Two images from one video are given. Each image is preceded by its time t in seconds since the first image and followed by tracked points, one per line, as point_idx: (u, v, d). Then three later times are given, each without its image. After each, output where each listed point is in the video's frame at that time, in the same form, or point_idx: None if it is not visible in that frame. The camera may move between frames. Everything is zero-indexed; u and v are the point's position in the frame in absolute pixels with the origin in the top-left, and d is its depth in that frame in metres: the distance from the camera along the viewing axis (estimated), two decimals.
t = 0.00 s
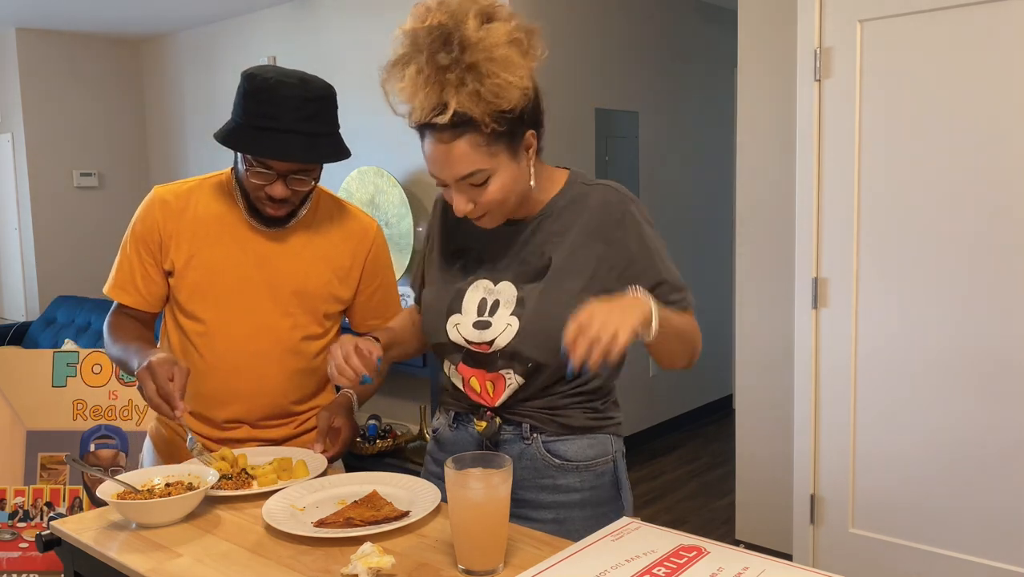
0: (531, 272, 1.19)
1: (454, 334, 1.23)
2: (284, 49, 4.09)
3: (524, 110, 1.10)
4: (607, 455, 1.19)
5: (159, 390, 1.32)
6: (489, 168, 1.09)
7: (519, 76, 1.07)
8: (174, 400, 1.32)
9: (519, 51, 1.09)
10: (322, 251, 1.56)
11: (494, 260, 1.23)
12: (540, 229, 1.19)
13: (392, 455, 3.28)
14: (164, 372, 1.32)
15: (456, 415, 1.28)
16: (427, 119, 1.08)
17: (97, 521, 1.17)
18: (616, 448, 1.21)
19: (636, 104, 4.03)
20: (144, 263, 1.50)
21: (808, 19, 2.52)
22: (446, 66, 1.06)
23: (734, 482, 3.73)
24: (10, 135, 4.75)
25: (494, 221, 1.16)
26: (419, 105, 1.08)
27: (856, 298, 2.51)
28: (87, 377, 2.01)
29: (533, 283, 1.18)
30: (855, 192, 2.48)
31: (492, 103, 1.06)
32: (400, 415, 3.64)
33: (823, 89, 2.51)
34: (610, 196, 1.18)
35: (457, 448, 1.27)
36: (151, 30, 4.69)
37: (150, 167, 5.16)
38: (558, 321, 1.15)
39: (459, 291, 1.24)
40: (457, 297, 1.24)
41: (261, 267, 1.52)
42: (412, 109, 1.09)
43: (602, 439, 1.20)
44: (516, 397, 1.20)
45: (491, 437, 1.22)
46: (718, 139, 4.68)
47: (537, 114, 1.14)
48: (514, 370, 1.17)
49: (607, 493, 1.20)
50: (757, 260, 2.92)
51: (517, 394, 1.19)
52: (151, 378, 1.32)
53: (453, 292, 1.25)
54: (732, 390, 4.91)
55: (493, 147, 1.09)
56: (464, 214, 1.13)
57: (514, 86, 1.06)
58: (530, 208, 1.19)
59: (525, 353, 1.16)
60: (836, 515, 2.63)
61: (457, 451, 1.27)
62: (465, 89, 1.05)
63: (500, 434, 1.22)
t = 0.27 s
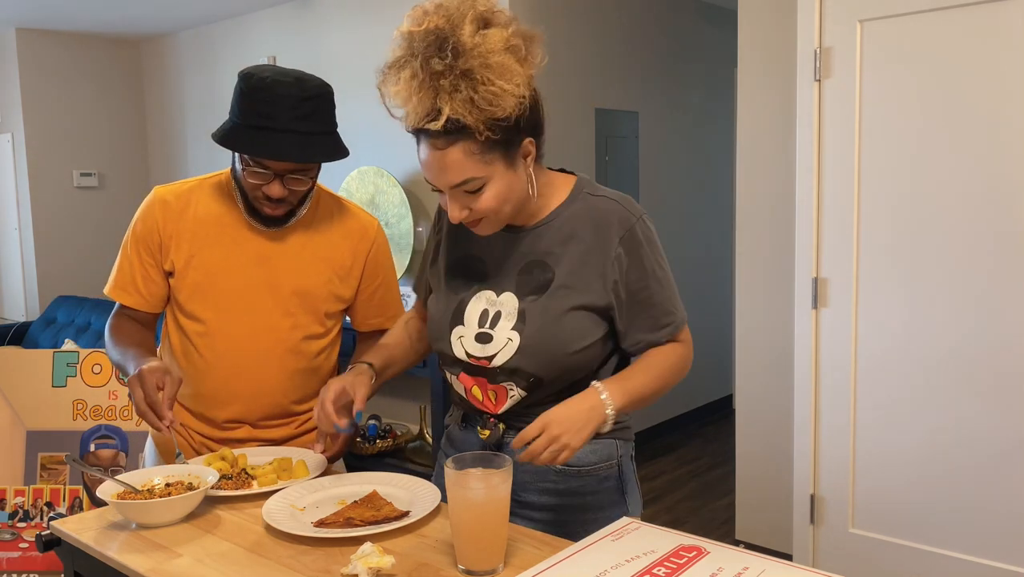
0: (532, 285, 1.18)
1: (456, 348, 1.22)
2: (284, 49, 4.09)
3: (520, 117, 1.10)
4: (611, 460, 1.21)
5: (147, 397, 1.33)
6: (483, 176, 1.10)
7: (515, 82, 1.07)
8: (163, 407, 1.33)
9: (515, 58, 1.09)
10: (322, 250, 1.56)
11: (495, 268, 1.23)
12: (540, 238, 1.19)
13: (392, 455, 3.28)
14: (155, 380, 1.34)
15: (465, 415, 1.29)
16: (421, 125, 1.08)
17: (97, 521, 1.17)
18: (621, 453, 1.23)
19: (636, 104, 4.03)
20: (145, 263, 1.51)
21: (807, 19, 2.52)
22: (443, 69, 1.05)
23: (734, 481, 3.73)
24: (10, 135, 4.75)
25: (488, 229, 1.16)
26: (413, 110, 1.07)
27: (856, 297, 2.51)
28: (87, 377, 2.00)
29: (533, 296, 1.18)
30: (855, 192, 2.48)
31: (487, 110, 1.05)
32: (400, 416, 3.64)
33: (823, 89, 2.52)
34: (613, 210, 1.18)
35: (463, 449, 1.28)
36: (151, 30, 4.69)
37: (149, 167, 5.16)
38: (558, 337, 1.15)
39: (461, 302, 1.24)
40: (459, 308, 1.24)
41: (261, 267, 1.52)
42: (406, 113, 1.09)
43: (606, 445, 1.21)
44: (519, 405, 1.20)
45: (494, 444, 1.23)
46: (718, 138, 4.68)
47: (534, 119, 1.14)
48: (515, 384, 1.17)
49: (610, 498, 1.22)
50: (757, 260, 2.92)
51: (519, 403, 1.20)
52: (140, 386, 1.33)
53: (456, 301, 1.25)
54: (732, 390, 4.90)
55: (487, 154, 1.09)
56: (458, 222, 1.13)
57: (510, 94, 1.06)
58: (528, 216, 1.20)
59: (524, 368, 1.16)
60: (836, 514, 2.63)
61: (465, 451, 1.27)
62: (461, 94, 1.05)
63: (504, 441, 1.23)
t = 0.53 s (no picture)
0: (532, 283, 1.18)
1: (460, 353, 1.21)
2: (284, 49, 4.09)
3: (522, 101, 1.11)
4: (612, 456, 1.22)
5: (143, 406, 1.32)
6: (483, 158, 1.09)
7: (520, 65, 1.08)
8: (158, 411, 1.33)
9: (520, 43, 1.11)
10: (319, 249, 1.56)
11: (493, 270, 1.22)
12: (540, 235, 1.19)
13: (392, 455, 3.28)
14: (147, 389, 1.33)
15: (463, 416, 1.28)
16: (423, 102, 1.08)
17: (97, 521, 1.17)
18: (622, 448, 1.23)
19: (635, 104, 4.03)
20: (143, 265, 1.51)
21: (807, 18, 2.52)
22: (450, 48, 1.07)
23: (734, 481, 3.73)
24: (10, 135, 4.75)
25: (485, 219, 1.14)
26: (417, 88, 1.08)
27: (856, 297, 2.51)
28: (87, 377, 2.01)
29: (536, 295, 1.17)
30: (855, 192, 2.48)
31: (490, 88, 1.06)
32: (400, 415, 3.64)
33: (823, 89, 2.52)
34: (607, 204, 1.19)
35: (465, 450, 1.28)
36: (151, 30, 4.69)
37: (150, 167, 5.16)
38: (561, 335, 1.15)
39: (461, 306, 1.22)
40: (459, 313, 1.22)
41: (259, 266, 1.52)
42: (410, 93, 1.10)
43: (608, 441, 1.21)
44: (523, 404, 1.21)
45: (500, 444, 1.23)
46: (718, 138, 4.68)
47: (536, 112, 1.15)
48: (522, 379, 1.18)
49: (612, 493, 1.22)
50: (757, 260, 2.92)
51: (524, 400, 1.20)
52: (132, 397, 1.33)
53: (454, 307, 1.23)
54: (732, 390, 4.91)
55: (488, 136, 1.08)
56: (454, 207, 1.11)
57: (513, 74, 1.07)
58: (523, 211, 1.20)
59: (537, 363, 1.17)
60: (836, 514, 2.63)
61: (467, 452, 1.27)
62: (466, 72, 1.06)
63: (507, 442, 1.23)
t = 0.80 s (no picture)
0: (536, 281, 1.18)
1: (464, 353, 1.20)
2: (284, 49, 4.09)
3: (520, 85, 1.13)
4: (608, 452, 1.24)
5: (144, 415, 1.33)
6: (476, 136, 1.10)
7: (521, 49, 1.11)
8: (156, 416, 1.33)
9: (525, 30, 1.14)
10: (317, 248, 1.56)
11: (493, 268, 1.21)
12: (543, 232, 1.19)
13: (392, 455, 3.28)
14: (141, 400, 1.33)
15: (459, 421, 1.27)
16: (425, 75, 1.11)
17: (96, 521, 1.17)
18: (615, 445, 1.26)
19: (635, 104, 4.03)
20: (141, 267, 1.50)
21: (807, 18, 2.52)
22: (456, 25, 1.11)
23: (734, 481, 3.73)
24: (10, 135, 4.75)
25: (474, 203, 1.14)
26: (422, 61, 1.12)
27: (856, 297, 2.51)
28: (87, 377, 2.01)
29: (542, 292, 1.17)
30: (855, 192, 2.48)
31: (489, 67, 1.09)
32: (400, 415, 3.64)
33: (823, 89, 2.52)
34: (607, 201, 1.20)
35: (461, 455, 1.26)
36: (151, 29, 4.69)
37: (150, 166, 5.16)
38: (567, 331, 1.16)
39: (463, 306, 1.21)
40: (461, 311, 1.21)
41: (258, 266, 1.52)
42: (415, 66, 1.13)
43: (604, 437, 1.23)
44: (526, 403, 1.20)
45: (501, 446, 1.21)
46: (718, 138, 4.68)
47: (536, 103, 1.17)
48: (527, 378, 1.18)
49: (610, 489, 1.25)
50: (757, 260, 2.92)
51: (528, 400, 1.20)
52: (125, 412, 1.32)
53: (456, 306, 1.22)
54: (732, 390, 4.91)
55: (484, 115, 1.10)
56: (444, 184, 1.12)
57: (512, 55, 1.09)
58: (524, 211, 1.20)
59: (543, 360, 1.17)
60: (836, 514, 2.63)
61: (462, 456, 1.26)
62: (468, 49, 1.09)
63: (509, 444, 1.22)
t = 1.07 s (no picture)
0: (529, 281, 1.18)
1: (456, 348, 1.20)
2: (284, 49, 4.09)
3: (519, 76, 1.14)
4: (598, 452, 1.25)
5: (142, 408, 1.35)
6: (472, 122, 1.11)
7: (524, 41, 1.13)
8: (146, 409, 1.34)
9: (530, 25, 1.16)
10: (313, 249, 1.57)
11: (485, 267, 1.21)
12: (536, 233, 1.19)
13: (392, 455, 3.28)
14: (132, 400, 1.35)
15: (446, 422, 1.28)
16: (429, 57, 1.14)
17: (96, 521, 1.17)
18: (605, 445, 1.26)
19: (635, 104, 4.03)
20: (138, 267, 1.49)
21: (807, 18, 2.52)
22: (464, 12, 1.13)
23: (734, 481, 3.73)
24: (10, 135, 4.75)
25: (466, 189, 1.14)
26: (427, 43, 1.14)
27: (856, 298, 2.51)
28: (87, 378, 2.00)
29: (534, 292, 1.17)
30: (855, 191, 2.48)
31: (490, 53, 1.10)
32: (400, 415, 3.64)
33: (823, 88, 2.51)
34: (602, 205, 1.20)
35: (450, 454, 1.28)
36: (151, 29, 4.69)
37: (150, 167, 5.16)
38: (558, 331, 1.16)
39: (454, 301, 1.21)
40: (451, 306, 1.21)
41: (255, 267, 1.52)
42: (421, 48, 1.16)
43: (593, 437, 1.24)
44: (515, 404, 1.21)
45: (490, 445, 1.22)
46: (719, 139, 4.68)
47: (534, 99, 1.18)
48: (517, 378, 1.19)
49: (601, 488, 1.26)
50: (757, 259, 2.92)
51: (517, 400, 1.21)
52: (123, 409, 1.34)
53: (447, 303, 1.21)
54: (732, 390, 4.91)
55: (480, 101, 1.11)
56: (437, 166, 1.13)
57: (513, 45, 1.11)
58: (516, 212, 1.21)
59: (533, 360, 1.17)
60: (836, 514, 2.63)
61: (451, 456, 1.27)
62: (473, 34, 1.11)
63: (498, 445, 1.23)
